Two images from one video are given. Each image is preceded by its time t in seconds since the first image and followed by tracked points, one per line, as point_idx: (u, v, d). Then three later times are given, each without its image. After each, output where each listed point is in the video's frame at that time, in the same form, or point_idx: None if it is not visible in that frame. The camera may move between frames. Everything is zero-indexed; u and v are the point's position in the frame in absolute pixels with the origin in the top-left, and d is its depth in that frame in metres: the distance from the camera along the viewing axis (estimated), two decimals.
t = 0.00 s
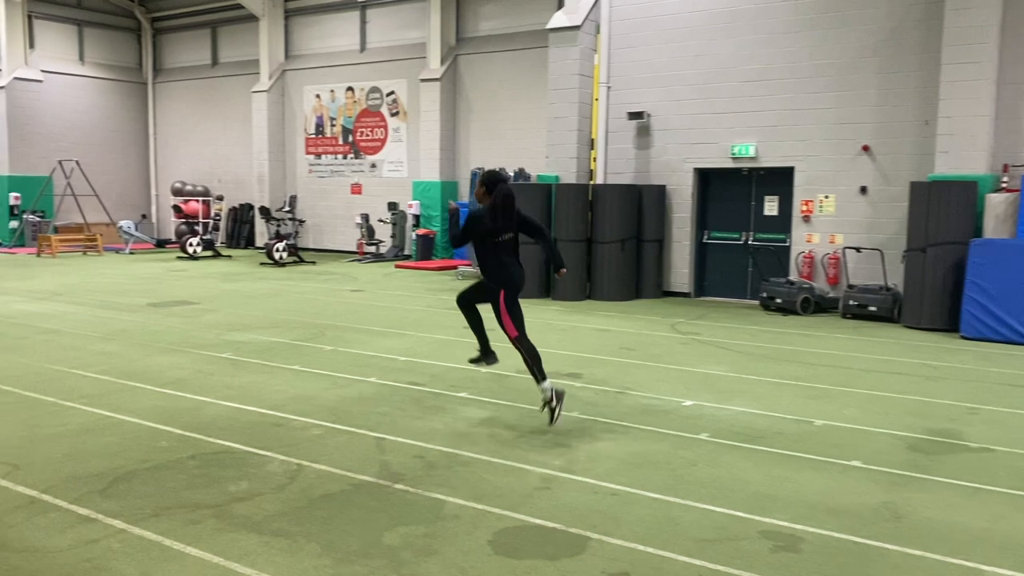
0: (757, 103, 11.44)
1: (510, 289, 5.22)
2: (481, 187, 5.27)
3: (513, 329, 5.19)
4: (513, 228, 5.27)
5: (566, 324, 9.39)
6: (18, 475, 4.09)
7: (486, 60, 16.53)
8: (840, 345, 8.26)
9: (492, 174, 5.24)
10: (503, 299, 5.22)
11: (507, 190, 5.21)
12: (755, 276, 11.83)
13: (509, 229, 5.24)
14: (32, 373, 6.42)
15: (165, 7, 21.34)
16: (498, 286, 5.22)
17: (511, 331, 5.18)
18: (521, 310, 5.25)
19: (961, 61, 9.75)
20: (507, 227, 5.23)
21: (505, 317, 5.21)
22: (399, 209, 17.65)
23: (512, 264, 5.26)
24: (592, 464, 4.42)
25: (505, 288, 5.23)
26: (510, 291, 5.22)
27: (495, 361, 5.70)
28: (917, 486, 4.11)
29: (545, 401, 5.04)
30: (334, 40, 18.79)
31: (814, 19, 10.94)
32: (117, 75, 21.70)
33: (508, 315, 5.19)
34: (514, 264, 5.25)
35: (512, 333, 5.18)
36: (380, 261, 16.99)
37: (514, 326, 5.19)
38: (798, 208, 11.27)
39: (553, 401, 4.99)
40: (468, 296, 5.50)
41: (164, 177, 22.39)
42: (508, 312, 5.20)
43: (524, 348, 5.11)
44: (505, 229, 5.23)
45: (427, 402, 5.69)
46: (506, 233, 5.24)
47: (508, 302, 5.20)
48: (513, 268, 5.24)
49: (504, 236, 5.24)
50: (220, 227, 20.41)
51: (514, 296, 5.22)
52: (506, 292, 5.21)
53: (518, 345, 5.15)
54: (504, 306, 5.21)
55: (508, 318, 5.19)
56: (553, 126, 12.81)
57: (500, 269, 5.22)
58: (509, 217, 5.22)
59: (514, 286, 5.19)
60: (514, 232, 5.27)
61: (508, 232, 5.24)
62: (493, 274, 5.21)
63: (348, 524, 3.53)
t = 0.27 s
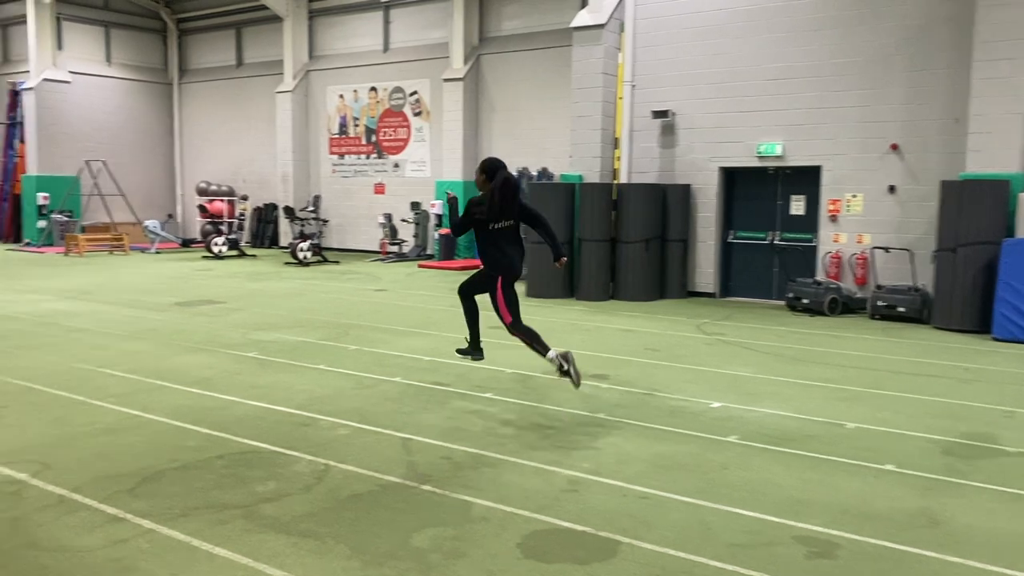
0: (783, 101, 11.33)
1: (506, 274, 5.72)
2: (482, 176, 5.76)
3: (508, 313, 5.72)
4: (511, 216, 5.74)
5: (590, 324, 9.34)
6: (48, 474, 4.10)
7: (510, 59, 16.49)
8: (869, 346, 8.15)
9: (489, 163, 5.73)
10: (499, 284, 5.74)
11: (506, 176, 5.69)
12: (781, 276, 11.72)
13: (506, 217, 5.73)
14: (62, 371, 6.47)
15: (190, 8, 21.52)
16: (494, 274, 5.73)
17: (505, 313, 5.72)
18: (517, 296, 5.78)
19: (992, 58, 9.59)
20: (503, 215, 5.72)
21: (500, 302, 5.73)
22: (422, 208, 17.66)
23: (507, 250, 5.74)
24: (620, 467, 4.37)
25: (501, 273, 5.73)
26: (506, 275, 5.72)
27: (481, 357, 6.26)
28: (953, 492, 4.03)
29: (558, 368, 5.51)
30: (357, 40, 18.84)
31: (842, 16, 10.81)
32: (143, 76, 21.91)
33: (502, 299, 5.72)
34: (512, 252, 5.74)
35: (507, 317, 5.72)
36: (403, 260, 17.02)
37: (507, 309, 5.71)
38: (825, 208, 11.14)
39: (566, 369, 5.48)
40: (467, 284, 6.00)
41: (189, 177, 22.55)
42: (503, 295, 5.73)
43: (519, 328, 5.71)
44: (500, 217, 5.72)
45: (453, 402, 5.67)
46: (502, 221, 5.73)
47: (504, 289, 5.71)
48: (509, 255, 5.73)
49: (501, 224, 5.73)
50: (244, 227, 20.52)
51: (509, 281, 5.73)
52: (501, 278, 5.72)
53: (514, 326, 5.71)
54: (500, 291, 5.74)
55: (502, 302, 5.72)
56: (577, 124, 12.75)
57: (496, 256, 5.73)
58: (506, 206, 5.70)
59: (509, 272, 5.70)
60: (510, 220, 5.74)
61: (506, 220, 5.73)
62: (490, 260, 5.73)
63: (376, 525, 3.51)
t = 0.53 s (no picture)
0: (810, 100, 11.21)
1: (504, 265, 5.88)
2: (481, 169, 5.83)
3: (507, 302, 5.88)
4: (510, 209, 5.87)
5: (614, 324, 9.28)
6: (76, 473, 4.11)
7: (532, 59, 16.46)
8: (897, 347, 8.04)
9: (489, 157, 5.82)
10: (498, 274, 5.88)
11: (507, 171, 5.77)
12: (807, 276, 11.61)
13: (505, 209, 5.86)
14: (88, 370, 6.50)
15: (214, 9, 21.67)
16: (492, 265, 5.88)
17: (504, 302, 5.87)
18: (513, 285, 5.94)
19: None
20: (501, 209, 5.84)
21: (499, 292, 5.88)
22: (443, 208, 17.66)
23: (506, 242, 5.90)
24: (648, 470, 4.32)
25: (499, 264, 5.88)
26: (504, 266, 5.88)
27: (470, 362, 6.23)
28: (990, 498, 3.94)
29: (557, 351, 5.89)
30: (379, 41, 18.89)
31: (869, 13, 10.68)
32: (168, 77, 22.09)
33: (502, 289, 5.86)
34: (510, 244, 5.91)
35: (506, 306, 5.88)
36: (424, 260, 17.04)
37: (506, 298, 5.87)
38: (852, 207, 11.01)
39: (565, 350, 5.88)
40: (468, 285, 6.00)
41: (213, 177, 22.70)
42: (501, 285, 5.88)
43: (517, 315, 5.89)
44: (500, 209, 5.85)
45: (477, 403, 5.64)
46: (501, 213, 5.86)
47: (502, 279, 5.87)
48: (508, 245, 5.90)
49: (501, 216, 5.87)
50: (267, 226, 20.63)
51: (507, 272, 5.90)
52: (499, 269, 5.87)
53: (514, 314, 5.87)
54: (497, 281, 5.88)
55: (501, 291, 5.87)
56: (600, 123, 12.69)
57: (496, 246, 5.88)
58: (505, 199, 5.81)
59: (508, 264, 5.87)
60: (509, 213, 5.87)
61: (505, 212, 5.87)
62: (490, 250, 5.88)
63: (404, 528, 3.48)
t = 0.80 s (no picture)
0: (836, 98, 11.09)
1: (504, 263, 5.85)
2: (480, 169, 5.77)
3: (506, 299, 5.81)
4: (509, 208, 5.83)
5: (637, 325, 9.22)
6: (104, 473, 4.12)
7: (553, 57, 16.41)
8: (925, 348, 7.93)
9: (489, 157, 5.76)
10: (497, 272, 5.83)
11: (509, 171, 5.74)
12: (833, 276, 11.50)
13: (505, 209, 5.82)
14: (114, 369, 6.54)
15: (236, 10, 21.80)
16: (493, 262, 5.83)
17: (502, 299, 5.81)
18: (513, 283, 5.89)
19: None
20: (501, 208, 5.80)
21: (499, 289, 5.83)
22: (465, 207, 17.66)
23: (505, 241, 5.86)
24: (676, 473, 4.26)
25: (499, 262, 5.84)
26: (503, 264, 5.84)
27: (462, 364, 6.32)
28: None
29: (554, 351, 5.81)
30: (401, 40, 18.91)
31: (897, 10, 10.55)
32: (191, 77, 22.25)
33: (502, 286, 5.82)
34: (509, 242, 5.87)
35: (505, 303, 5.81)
36: (446, 259, 17.07)
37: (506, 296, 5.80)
38: (879, 207, 10.88)
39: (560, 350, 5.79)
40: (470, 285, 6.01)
41: (235, 177, 22.84)
42: (501, 283, 5.83)
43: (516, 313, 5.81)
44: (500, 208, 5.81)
45: (502, 404, 5.61)
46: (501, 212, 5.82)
47: (502, 276, 5.82)
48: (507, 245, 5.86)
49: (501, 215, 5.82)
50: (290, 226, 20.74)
51: (507, 269, 5.85)
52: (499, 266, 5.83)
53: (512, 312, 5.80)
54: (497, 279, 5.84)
55: (501, 288, 5.82)
56: (623, 122, 12.63)
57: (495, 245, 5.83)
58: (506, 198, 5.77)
59: (509, 263, 5.84)
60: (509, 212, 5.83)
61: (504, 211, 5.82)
62: (489, 249, 5.83)
63: (431, 531, 3.46)
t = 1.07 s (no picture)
0: (862, 95, 10.95)
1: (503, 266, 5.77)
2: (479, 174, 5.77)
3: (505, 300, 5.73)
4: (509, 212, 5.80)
5: (660, 325, 9.15)
6: (130, 473, 4.12)
7: (575, 56, 16.33)
8: (954, 349, 7.81)
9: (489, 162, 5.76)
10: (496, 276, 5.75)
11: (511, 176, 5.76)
12: (859, 275, 11.37)
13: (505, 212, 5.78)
14: (138, 368, 6.55)
15: (257, 9, 21.86)
16: (492, 264, 5.76)
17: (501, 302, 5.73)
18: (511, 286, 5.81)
19: None
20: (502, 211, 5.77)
21: (496, 291, 5.74)
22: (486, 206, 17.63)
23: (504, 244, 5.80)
24: (705, 477, 4.21)
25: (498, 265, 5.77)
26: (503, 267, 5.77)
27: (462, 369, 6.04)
28: None
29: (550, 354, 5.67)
30: (421, 39, 18.89)
31: (925, 5, 10.40)
32: (212, 77, 22.36)
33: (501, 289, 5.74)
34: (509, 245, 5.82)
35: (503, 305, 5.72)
36: (467, 258, 17.04)
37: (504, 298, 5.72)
38: (906, 205, 10.74)
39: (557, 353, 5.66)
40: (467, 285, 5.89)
41: (257, 176, 22.93)
42: (500, 286, 5.74)
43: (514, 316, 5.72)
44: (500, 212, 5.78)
45: (526, 405, 5.57)
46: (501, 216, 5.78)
47: (501, 278, 5.74)
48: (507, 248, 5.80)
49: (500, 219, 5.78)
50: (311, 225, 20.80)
51: (506, 272, 5.78)
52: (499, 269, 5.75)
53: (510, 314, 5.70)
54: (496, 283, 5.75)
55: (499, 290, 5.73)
56: (645, 121, 12.54)
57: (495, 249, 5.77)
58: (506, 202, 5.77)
59: (508, 266, 5.77)
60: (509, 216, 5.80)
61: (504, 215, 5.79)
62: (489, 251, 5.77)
63: (459, 534, 3.42)
